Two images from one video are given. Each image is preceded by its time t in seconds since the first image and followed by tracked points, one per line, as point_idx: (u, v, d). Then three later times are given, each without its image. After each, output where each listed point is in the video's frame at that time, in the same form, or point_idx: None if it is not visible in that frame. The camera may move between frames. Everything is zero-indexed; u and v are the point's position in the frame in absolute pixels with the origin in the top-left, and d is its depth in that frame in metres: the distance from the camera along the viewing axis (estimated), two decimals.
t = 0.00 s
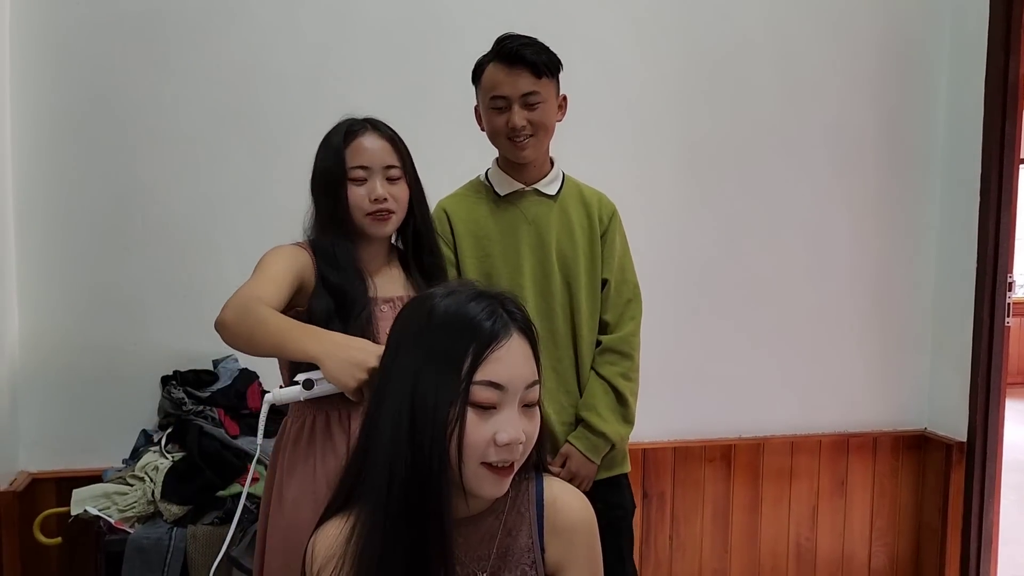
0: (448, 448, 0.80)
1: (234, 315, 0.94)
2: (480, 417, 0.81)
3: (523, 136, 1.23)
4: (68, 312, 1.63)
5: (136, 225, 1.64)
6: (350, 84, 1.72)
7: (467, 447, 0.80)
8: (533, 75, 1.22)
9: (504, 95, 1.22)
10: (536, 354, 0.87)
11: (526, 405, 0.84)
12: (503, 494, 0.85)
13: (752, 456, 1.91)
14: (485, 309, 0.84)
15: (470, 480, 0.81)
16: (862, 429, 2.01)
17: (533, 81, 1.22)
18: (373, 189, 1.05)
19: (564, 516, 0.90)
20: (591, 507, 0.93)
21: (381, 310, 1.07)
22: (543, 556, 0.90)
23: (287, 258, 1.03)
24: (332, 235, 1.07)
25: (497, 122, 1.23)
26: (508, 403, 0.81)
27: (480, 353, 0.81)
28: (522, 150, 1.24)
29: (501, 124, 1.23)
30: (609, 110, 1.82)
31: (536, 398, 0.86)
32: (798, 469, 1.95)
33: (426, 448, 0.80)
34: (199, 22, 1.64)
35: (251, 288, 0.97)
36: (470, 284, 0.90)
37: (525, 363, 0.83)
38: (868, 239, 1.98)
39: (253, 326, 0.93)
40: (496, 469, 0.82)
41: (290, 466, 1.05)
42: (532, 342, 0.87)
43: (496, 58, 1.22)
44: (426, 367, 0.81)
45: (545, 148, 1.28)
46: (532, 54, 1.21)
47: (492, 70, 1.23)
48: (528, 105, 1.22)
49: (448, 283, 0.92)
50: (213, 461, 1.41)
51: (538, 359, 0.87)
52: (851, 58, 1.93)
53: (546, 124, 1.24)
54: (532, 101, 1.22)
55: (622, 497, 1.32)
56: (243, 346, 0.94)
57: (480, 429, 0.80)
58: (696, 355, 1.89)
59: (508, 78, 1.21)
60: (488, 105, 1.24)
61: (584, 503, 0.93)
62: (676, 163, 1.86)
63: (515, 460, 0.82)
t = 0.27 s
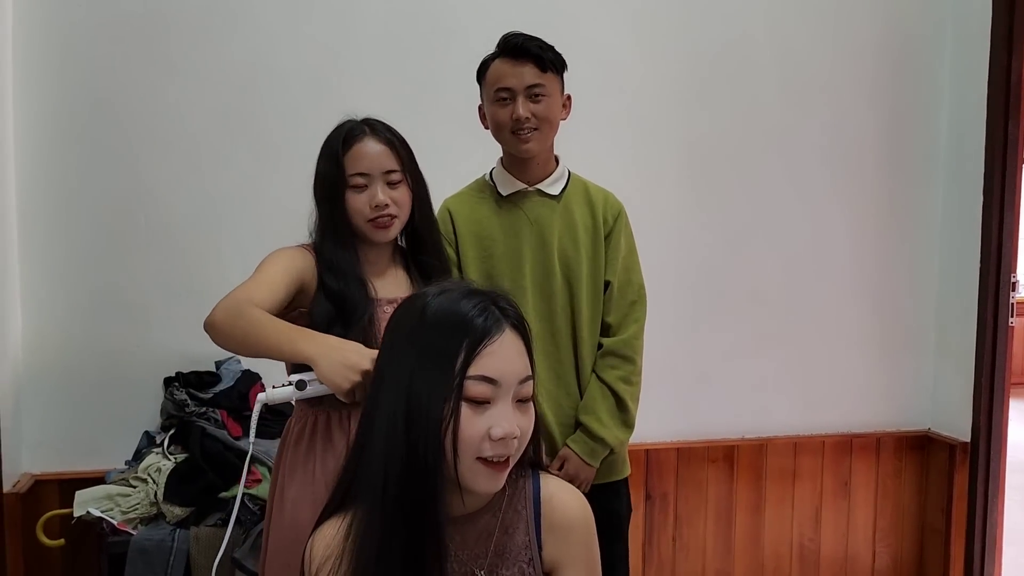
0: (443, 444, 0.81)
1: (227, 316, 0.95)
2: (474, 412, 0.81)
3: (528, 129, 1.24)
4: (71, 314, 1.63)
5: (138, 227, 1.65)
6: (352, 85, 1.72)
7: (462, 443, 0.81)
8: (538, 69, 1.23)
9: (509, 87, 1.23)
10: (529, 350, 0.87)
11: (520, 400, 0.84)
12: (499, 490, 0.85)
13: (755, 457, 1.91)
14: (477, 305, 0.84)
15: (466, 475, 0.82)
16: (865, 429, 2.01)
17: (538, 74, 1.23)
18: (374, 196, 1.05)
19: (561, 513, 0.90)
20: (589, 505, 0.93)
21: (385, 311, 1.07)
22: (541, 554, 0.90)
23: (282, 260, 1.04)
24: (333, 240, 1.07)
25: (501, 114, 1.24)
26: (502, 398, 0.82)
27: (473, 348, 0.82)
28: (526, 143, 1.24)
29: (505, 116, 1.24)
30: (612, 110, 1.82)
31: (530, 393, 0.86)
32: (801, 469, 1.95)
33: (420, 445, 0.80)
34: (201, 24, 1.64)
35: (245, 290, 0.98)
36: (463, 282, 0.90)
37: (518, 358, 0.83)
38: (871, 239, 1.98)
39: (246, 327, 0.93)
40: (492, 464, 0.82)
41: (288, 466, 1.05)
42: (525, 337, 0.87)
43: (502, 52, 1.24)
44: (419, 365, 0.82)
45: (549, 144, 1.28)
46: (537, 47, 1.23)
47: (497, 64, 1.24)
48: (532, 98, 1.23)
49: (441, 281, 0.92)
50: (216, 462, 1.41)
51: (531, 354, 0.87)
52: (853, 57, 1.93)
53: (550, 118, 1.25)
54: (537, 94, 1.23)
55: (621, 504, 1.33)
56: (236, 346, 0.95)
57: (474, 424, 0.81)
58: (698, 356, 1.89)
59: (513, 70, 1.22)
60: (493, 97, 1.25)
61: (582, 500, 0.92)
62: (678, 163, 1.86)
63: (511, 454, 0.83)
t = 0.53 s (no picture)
0: (440, 440, 0.82)
1: (213, 302, 0.96)
2: (470, 408, 0.83)
3: (532, 126, 1.24)
4: (73, 314, 1.63)
5: (139, 228, 1.65)
6: (354, 85, 1.72)
7: (459, 438, 0.82)
8: (543, 66, 1.24)
9: (515, 84, 1.24)
10: (523, 346, 0.88)
11: (515, 395, 0.86)
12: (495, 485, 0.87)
13: (757, 456, 1.91)
14: (471, 303, 0.86)
15: (463, 470, 0.83)
16: (867, 429, 2.00)
17: (543, 72, 1.24)
18: (375, 199, 1.05)
19: (557, 511, 0.92)
20: (586, 502, 0.94)
21: (381, 311, 1.07)
22: (538, 550, 0.92)
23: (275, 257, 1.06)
24: (335, 241, 1.07)
25: (506, 111, 1.24)
26: (498, 393, 0.83)
27: (468, 346, 0.83)
28: (530, 140, 1.25)
29: (510, 113, 1.24)
30: (613, 110, 1.82)
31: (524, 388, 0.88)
32: (803, 469, 1.94)
33: (417, 441, 0.82)
34: (202, 25, 1.65)
35: (236, 279, 1.00)
36: (456, 281, 0.91)
37: (512, 354, 0.85)
38: (872, 238, 1.98)
39: (231, 311, 0.95)
40: (488, 459, 0.84)
41: (288, 467, 1.06)
42: (519, 334, 0.88)
43: (508, 50, 1.25)
44: (415, 363, 0.83)
45: (553, 142, 1.28)
46: (542, 45, 1.23)
47: (503, 62, 1.25)
48: (537, 95, 1.24)
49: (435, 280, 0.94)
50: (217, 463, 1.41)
51: (526, 350, 0.89)
52: (854, 57, 1.93)
53: (555, 116, 1.26)
54: (542, 91, 1.24)
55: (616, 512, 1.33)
56: (222, 332, 0.96)
57: (471, 420, 0.82)
58: (699, 355, 1.89)
59: (518, 67, 1.23)
60: (498, 95, 1.25)
61: (579, 497, 0.94)
62: (679, 163, 1.85)
63: (507, 450, 0.84)
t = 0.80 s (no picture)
0: (436, 437, 0.83)
1: (207, 282, 0.99)
2: (465, 404, 0.84)
3: (536, 124, 1.24)
4: (74, 315, 1.63)
5: (140, 228, 1.65)
6: (354, 85, 1.72)
7: (455, 434, 0.83)
8: (546, 65, 1.24)
9: (518, 82, 1.24)
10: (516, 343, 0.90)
11: (509, 391, 0.87)
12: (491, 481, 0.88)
13: (757, 456, 1.91)
14: (465, 301, 0.87)
15: (459, 466, 0.84)
16: (868, 428, 2.00)
17: (546, 70, 1.24)
18: (374, 200, 1.05)
19: (553, 506, 0.92)
20: (581, 497, 0.95)
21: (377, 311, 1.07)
22: (535, 545, 0.92)
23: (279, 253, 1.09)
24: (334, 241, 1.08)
25: (510, 110, 1.24)
26: (493, 390, 0.84)
27: (463, 344, 0.84)
28: (533, 139, 1.25)
29: (514, 112, 1.24)
30: (613, 109, 1.82)
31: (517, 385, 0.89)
32: (804, 468, 1.94)
33: (413, 439, 0.82)
34: (203, 25, 1.65)
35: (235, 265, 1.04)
36: (449, 279, 0.92)
37: (506, 352, 0.86)
38: (873, 238, 1.98)
39: (223, 289, 0.98)
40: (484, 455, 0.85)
41: (286, 470, 1.06)
42: (512, 332, 0.90)
43: (511, 49, 1.25)
44: (410, 361, 0.84)
45: (557, 141, 1.28)
46: (545, 44, 1.24)
47: (506, 61, 1.25)
48: (541, 93, 1.24)
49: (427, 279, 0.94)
50: (218, 462, 1.41)
51: (519, 347, 0.90)
52: (855, 56, 1.93)
53: (558, 115, 1.26)
54: (545, 90, 1.24)
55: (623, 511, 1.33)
56: (214, 310, 0.99)
57: (466, 416, 0.83)
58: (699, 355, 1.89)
59: (522, 66, 1.23)
60: (502, 93, 1.25)
61: (574, 493, 0.94)
62: (680, 162, 1.85)
63: (503, 446, 0.85)
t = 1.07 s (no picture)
0: (433, 434, 0.83)
1: (202, 280, 1.01)
2: (462, 401, 0.84)
3: (541, 124, 1.24)
4: (78, 314, 1.63)
5: (143, 227, 1.65)
6: (357, 84, 1.72)
7: (451, 431, 0.83)
8: (550, 65, 1.24)
9: (522, 82, 1.24)
10: (511, 339, 0.90)
11: (505, 387, 0.87)
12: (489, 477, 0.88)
13: (760, 455, 1.91)
14: (459, 299, 0.87)
15: (456, 463, 0.84)
16: (870, 428, 2.00)
17: (550, 70, 1.24)
18: (367, 204, 1.05)
19: (551, 500, 0.92)
20: (579, 492, 0.95)
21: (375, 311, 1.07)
22: (533, 539, 0.92)
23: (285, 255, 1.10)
24: (330, 243, 1.08)
25: (514, 110, 1.24)
26: (488, 386, 0.84)
27: (457, 341, 0.84)
28: (537, 138, 1.25)
29: (518, 112, 1.24)
30: (616, 109, 1.82)
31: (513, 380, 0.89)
32: (806, 468, 1.94)
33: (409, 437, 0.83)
34: (205, 25, 1.65)
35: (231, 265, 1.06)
36: (444, 277, 0.92)
37: (501, 348, 0.86)
38: (875, 237, 1.98)
39: (217, 287, 1.00)
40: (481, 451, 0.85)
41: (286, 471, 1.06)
42: (507, 328, 0.89)
43: (515, 50, 1.25)
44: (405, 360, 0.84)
45: (561, 140, 1.28)
46: (550, 44, 1.24)
47: (510, 61, 1.25)
48: (546, 93, 1.24)
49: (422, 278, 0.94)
50: (221, 462, 1.42)
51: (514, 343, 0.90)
52: (858, 55, 1.93)
53: (562, 114, 1.26)
54: (550, 89, 1.24)
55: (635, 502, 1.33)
56: (208, 308, 1.01)
57: (463, 412, 0.83)
58: (701, 354, 1.89)
59: (527, 65, 1.23)
60: (506, 93, 1.25)
61: (572, 486, 0.95)
62: (682, 162, 1.85)
63: (500, 441, 0.85)
